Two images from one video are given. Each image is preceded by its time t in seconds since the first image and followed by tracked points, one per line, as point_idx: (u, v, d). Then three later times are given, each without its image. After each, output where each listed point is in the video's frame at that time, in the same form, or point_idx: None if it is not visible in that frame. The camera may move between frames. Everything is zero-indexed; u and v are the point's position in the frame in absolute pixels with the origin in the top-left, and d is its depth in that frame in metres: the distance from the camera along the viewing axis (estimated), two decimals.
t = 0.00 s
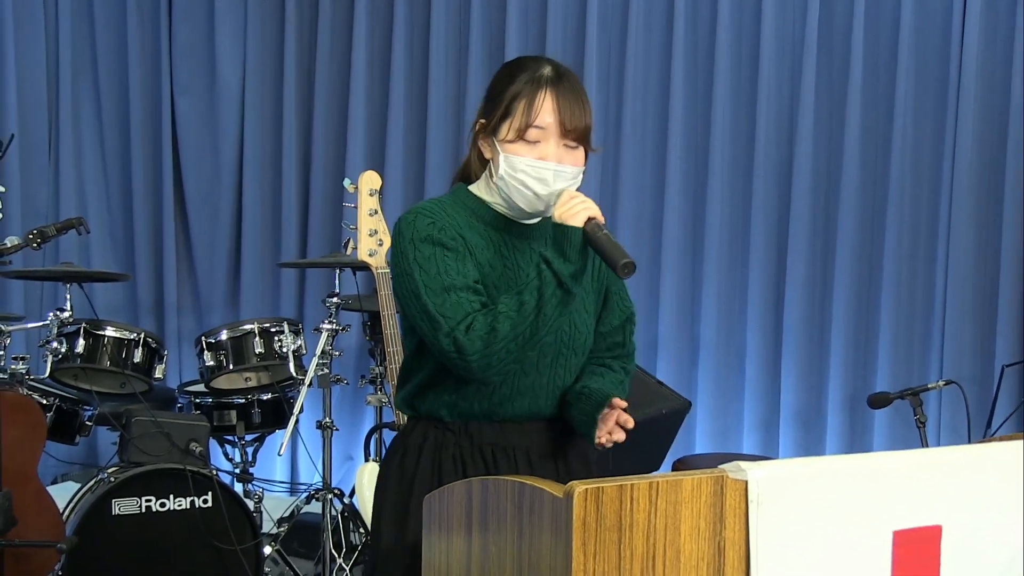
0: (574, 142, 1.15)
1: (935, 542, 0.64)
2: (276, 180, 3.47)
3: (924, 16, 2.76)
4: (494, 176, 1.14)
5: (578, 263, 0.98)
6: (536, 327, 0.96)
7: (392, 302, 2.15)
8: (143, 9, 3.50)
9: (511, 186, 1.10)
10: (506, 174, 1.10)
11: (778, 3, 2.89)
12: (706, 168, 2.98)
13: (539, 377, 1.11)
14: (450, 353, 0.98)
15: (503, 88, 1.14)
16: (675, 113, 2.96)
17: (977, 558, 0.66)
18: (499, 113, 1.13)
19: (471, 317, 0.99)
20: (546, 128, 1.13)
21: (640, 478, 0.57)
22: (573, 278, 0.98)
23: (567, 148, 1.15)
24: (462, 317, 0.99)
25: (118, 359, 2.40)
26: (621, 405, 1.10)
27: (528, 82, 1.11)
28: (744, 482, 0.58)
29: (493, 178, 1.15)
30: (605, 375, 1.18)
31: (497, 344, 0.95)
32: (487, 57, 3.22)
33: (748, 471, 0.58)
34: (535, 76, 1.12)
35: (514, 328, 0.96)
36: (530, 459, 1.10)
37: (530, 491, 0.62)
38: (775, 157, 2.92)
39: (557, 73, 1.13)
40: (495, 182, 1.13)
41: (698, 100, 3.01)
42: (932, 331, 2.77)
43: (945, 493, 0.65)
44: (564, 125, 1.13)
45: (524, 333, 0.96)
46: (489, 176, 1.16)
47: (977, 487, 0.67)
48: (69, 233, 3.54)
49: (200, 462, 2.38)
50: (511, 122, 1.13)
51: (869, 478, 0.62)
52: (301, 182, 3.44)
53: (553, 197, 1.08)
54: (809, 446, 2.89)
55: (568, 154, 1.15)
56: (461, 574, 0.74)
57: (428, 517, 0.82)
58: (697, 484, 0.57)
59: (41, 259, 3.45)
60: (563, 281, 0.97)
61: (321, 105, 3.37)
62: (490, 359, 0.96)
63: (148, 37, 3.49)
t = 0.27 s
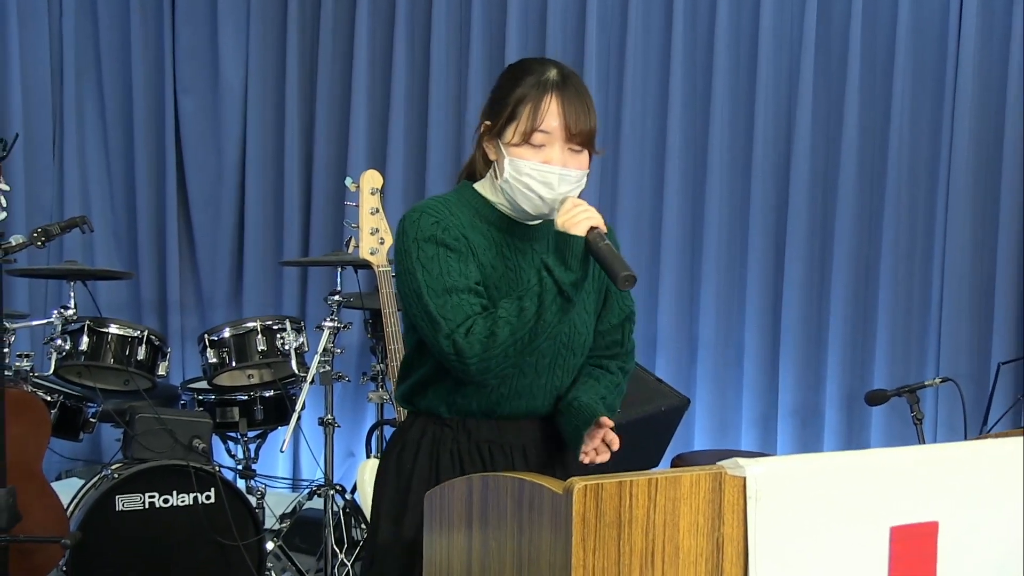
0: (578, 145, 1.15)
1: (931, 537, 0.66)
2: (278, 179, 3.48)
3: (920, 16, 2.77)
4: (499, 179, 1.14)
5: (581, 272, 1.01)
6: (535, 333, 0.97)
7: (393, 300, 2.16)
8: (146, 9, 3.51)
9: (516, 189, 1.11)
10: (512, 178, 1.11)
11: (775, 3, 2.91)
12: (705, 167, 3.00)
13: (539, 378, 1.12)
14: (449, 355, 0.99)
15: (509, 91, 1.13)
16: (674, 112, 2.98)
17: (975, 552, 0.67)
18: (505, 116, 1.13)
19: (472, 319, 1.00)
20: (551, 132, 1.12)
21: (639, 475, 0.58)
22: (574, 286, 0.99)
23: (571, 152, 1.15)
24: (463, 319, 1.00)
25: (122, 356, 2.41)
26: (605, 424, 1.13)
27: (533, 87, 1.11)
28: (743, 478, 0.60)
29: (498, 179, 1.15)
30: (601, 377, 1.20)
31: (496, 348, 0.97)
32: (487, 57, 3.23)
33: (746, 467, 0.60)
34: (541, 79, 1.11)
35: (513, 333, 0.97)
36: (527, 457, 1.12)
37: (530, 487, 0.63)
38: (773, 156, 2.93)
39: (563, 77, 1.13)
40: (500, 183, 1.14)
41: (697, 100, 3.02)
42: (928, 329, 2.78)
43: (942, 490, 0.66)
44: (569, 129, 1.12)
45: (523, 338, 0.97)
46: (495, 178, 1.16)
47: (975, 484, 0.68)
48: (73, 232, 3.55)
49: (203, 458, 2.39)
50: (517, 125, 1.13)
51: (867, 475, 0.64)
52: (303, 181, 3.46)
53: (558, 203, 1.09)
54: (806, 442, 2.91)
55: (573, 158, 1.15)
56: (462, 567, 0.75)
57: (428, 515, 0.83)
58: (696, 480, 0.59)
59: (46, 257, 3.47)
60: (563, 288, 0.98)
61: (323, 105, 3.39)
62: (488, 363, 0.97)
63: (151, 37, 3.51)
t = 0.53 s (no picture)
0: (586, 141, 1.16)
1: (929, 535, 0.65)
2: (281, 178, 3.50)
3: (918, 16, 2.78)
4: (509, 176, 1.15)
5: (592, 263, 0.98)
6: (549, 325, 0.97)
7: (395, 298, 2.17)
8: (151, 10, 3.53)
9: (526, 187, 1.12)
10: (522, 176, 1.12)
11: (774, 3, 2.92)
12: (704, 166, 3.01)
13: (549, 373, 1.13)
14: (463, 349, 0.99)
15: (516, 89, 1.14)
16: (674, 111, 2.99)
17: (971, 551, 0.67)
18: (513, 115, 1.14)
19: (485, 313, 1.00)
20: (560, 129, 1.13)
21: (639, 473, 0.58)
22: (587, 277, 0.98)
23: (580, 148, 1.16)
24: (476, 313, 1.00)
25: (126, 355, 2.43)
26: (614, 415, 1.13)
27: (540, 84, 1.12)
28: (742, 475, 0.60)
29: (508, 177, 1.16)
30: (610, 369, 1.21)
31: (510, 341, 0.97)
32: (488, 57, 3.25)
33: (746, 465, 0.60)
34: (547, 77, 1.12)
35: (527, 326, 0.97)
36: (537, 453, 1.14)
37: (531, 485, 0.64)
38: (772, 155, 2.95)
39: (568, 74, 1.14)
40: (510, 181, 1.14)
41: (697, 100, 3.04)
42: (926, 327, 2.79)
43: (939, 487, 0.66)
44: (577, 126, 1.13)
45: (537, 331, 0.97)
46: (505, 175, 1.17)
47: (972, 482, 0.67)
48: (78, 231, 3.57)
49: (207, 455, 2.41)
50: (525, 124, 1.14)
51: (865, 471, 0.63)
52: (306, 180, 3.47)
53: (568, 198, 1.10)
54: (805, 439, 2.92)
55: (581, 153, 1.16)
56: (463, 564, 0.76)
57: (430, 509, 0.85)
58: (695, 477, 0.60)
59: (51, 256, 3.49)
60: (576, 280, 0.97)
61: (325, 105, 3.40)
62: (502, 357, 0.97)
63: (155, 38, 3.53)
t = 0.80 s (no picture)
0: (595, 135, 1.17)
1: (927, 533, 0.65)
2: (284, 179, 3.51)
3: (917, 17, 2.80)
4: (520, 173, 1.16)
5: (608, 253, 1.02)
6: (568, 315, 0.99)
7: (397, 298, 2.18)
8: (156, 11, 3.55)
9: (539, 182, 1.13)
10: (534, 172, 1.13)
11: (774, 4, 2.94)
12: (704, 166, 3.03)
13: (563, 368, 1.14)
14: (483, 343, 1.00)
15: (523, 87, 1.15)
16: (674, 112, 3.01)
17: (970, 549, 0.67)
18: (522, 112, 1.15)
19: (504, 307, 1.01)
20: (569, 124, 1.14)
21: (640, 471, 0.59)
22: (603, 266, 1.01)
23: (590, 142, 1.17)
24: (495, 307, 1.02)
25: (132, 354, 2.45)
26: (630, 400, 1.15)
27: (547, 81, 1.13)
28: (742, 474, 0.60)
29: (519, 174, 1.17)
30: (623, 360, 1.22)
31: (530, 334, 0.98)
32: (490, 58, 3.26)
33: (746, 463, 0.61)
34: (554, 73, 1.13)
35: (546, 317, 0.98)
36: (552, 450, 1.15)
37: (534, 482, 0.64)
38: (772, 156, 2.96)
39: (574, 70, 1.15)
40: (522, 178, 1.15)
41: (697, 101, 3.06)
42: (925, 327, 2.80)
43: (940, 485, 0.66)
44: (586, 120, 1.15)
45: (556, 321, 0.99)
46: (515, 173, 1.18)
47: (973, 480, 0.67)
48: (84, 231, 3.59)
49: (212, 453, 2.43)
50: (535, 120, 1.15)
51: (864, 469, 0.64)
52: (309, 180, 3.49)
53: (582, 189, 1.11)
54: (805, 438, 2.94)
55: (591, 147, 1.17)
56: (467, 561, 0.78)
57: (433, 504, 0.87)
58: (695, 476, 0.60)
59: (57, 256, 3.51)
60: (592, 270, 1.00)
61: (328, 106, 3.42)
62: (522, 349, 0.99)
63: (161, 40, 3.55)
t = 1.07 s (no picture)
0: (605, 129, 1.18)
1: (923, 530, 0.66)
2: (287, 179, 3.53)
3: (915, 19, 2.81)
4: (534, 171, 1.17)
5: (626, 241, 1.04)
6: (590, 304, 1.02)
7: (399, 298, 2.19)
8: (160, 13, 3.57)
9: (553, 177, 1.14)
10: (548, 167, 1.14)
11: (773, 6, 2.95)
12: (704, 167, 3.05)
13: (577, 365, 1.16)
14: (507, 335, 1.01)
15: (531, 85, 1.17)
16: (675, 113, 3.03)
17: (966, 548, 0.67)
18: (532, 110, 1.16)
19: (525, 299, 1.02)
20: (580, 118, 1.16)
21: (641, 469, 0.60)
22: (623, 254, 1.04)
23: (601, 136, 1.18)
24: (516, 299, 1.02)
25: (137, 353, 2.47)
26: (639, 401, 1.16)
27: (555, 78, 1.14)
28: (741, 472, 0.61)
29: (531, 172, 1.18)
30: (633, 357, 1.24)
31: (553, 323, 1.00)
32: (491, 59, 3.28)
33: (745, 461, 0.62)
34: (561, 70, 1.15)
35: (568, 307, 1.01)
36: (568, 448, 1.16)
37: (535, 480, 0.65)
38: (771, 156, 2.98)
39: (580, 66, 1.16)
40: (536, 175, 1.16)
41: (697, 102, 3.07)
42: (923, 326, 2.82)
43: (937, 483, 0.66)
44: (596, 114, 1.16)
45: (579, 309, 1.01)
46: (527, 171, 1.19)
47: (969, 478, 0.67)
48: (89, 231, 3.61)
49: (216, 452, 2.44)
50: (546, 117, 1.16)
51: (862, 467, 0.64)
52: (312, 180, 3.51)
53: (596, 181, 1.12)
54: (805, 437, 2.95)
55: (602, 141, 1.18)
56: (469, 559, 0.79)
57: (435, 502, 0.88)
58: (695, 474, 0.61)
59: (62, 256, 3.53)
60: (613, 257, 1.03)
61: (331, 107, 3.43)
62: (546, 339, 1.00)
63: (165, 41, 3.57)
